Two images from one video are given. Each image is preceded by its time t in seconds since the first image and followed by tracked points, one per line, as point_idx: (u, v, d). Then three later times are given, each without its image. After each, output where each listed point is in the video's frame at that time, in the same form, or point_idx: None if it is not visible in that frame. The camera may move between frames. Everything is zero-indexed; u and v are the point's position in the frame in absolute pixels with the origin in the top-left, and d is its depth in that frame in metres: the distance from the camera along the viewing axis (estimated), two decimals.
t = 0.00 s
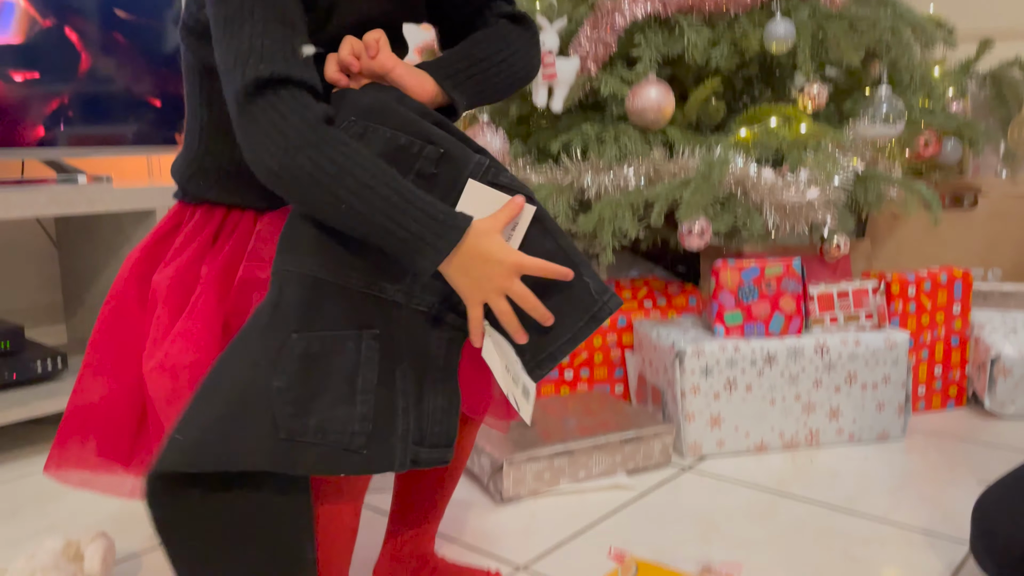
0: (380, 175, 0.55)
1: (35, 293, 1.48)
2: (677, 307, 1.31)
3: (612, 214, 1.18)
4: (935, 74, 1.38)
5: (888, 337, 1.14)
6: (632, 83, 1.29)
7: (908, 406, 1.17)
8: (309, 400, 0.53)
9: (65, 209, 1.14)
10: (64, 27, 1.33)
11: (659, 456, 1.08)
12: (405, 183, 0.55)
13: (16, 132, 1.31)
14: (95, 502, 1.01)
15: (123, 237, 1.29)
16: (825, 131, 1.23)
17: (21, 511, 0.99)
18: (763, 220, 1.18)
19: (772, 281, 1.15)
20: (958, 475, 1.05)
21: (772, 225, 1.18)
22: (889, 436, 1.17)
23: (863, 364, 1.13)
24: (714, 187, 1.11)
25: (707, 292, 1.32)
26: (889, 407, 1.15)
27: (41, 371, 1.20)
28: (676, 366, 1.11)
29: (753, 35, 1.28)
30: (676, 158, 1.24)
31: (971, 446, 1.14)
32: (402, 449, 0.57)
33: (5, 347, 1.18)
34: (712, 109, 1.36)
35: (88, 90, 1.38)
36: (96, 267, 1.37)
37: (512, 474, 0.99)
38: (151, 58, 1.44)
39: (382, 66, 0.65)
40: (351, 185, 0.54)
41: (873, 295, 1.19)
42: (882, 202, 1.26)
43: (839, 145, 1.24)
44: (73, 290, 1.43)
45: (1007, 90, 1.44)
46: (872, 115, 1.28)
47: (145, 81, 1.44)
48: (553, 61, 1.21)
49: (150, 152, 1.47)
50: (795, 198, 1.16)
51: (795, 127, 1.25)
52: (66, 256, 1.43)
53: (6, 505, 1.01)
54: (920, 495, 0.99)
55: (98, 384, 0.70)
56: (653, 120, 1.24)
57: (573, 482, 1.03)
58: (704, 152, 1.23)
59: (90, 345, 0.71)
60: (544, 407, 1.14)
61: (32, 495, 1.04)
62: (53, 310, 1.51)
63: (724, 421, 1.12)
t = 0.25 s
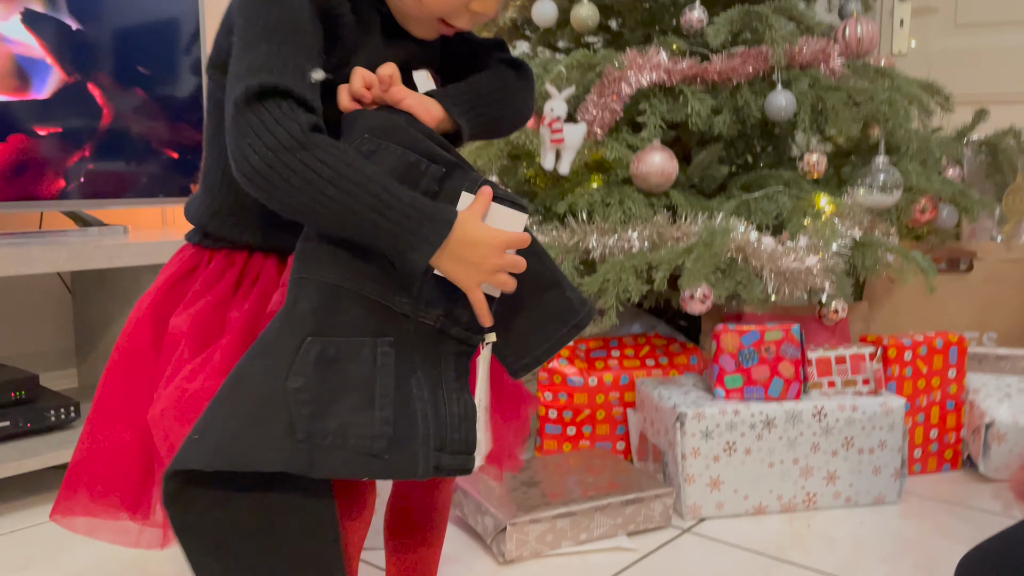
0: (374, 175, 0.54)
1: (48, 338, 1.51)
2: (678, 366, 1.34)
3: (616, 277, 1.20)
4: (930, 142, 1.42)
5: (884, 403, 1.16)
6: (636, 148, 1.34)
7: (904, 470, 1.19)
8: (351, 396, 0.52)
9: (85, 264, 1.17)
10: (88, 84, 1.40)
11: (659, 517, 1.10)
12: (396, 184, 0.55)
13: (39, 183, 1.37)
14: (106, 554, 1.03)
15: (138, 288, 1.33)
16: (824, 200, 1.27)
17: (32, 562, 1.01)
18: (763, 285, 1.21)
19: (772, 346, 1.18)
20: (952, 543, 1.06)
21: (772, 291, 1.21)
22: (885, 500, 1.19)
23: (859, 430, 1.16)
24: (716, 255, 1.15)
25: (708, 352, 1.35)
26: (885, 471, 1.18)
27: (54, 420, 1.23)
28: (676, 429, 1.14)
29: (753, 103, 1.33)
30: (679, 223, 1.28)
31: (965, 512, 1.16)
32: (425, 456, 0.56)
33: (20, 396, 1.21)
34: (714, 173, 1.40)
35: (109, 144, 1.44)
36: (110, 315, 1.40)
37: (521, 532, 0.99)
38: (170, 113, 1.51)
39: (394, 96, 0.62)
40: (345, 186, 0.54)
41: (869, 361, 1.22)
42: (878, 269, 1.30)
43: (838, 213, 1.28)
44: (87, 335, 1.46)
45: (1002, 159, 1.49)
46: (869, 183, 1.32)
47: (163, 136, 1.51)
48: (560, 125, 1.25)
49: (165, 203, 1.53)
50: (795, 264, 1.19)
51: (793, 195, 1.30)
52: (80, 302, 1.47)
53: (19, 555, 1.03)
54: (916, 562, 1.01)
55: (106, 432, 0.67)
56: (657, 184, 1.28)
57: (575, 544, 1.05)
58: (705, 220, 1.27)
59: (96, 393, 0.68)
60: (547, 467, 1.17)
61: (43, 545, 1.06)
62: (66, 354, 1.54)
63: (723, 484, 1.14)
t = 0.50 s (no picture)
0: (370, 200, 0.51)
1: (61, 367, 1.56)
2: (673, 405, 1.38)
3: (615, 319, 1.25)
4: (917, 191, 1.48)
5: (870, 445, 1.21)
6: (636, 194, 1.40)
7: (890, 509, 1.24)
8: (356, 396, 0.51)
9: (105, 299, 1.22)
10: (110, 124, 1.49)
11: (652, 553, 1.14)
12: (396, 201, 0.52)
13: (61, 219, 1.44)
14: None
15: (152, 322, 1.37)
16: (813, 246, 1.34)
17: None
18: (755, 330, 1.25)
19: (762, 389, 1.22)
20: None
21: (764, 335, 1.26)
22: (871, 538, 1.23)
23: (846, 470, 1.20)
24: (710, 300, 1.21)
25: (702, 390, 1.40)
26: (871, 511, 1.22)
27: (70, 449, 1.27)
28: (670, 467, 1.18)
29: (747, 153, 1.39)
30: (675, 268, 1.34)
31: (948, 551, 1.21)
32: (443, 469, 0.56)
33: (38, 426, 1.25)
34: (709, 217, 1.45)
35: (129, 181, 1.52)
36: (125, 346, 1.44)
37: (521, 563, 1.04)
38: (185, 152, 1.59)
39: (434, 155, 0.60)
40: (351, 209, 0.50)
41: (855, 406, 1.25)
42: (867, 314, 1.35)
43: (828, 259, 1.34)
44: (100, 366, 1.51)
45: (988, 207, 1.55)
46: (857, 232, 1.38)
47: (178, 173, 1.59)
48: (563, 173, 1.31)
49: (178, 237, 1.61)
50: (785, 309, 1.24)
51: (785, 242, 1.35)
52: (95, 334, 1.51)
53: None
54: None
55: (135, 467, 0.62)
56: (654, 229, 1.33)
57: None
58: (702, 264, 1.34)
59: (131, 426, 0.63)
60: (545, 502, 1.21)
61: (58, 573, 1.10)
62: (78, 383, 1.58)
63: (715, 521, 1.18)
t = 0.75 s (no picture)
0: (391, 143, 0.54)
1: (66, 385, 1.60)
2: (661, 426, 1.43)
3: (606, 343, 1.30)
4: (898, 221, 1.53)
5: (851, 467, 1.25)
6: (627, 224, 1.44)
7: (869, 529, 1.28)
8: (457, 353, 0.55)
9: (114, 320, 1.27)
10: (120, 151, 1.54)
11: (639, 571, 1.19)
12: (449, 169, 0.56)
13: (68, 242, 1.49)
14: None
15: (158, 342, 1.42)
16: (797, 274, 1.40)
17: None
18: (740, 354, 1.32)
19: (747, 412, 1.27)
20: None
21: (748, 359, 1.32)
22: (852, 557, 1.27)
23: (828, 492, 1.25)
24: (697, 327, 1.26)
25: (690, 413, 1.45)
26: (852, 531, 1.27)
27: (77, 466, 1.31)
28: (658, 487, 1.23)
29: (733, 184, 1.46)
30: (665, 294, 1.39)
31: (925, 570, 1.25)
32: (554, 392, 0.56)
33: (46, 443, 1.29)
34: (698, 245, 1.51)
35: (135, 205, 1.57)
36: (130, 365, 1.49)
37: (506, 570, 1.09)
38: (190, 178, 1.65)
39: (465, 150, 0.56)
40: (390, 177, 0.54)
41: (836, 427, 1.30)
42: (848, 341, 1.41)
43: (812, 288, 1.38)
44: (104, 384, 1.55)
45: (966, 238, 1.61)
46: (840, 261, 1.42)
47: (183, 197, 1.65)
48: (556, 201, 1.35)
49: (181, 260, 1.66)
50: (769, 335, 1.29)
51: (769, 270, 1.40)
52: (100, 353, 1.56)
53: None
54: None
55: (177, 466, 0.68)
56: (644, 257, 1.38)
57: None
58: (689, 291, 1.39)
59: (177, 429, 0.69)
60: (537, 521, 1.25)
61: None
62: (82, 400, 1.62)
63: (701, 540, 1.23)
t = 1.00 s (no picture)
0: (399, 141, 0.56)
1: (65, 402, 1.63)
2: (646, 443, 1.48)
3: (592, 363, 1.35)
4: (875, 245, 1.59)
5: (827, 483, 1.30)
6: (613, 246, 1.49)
7: (845, 544, 1.33)
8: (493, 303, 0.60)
9: (115, 339, 1.31)
10: (119, 174, 1.59)
11: None
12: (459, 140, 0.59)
13: (70, 263, 1.53)
14: None
15: (157, 360, 1.46)
16: (776, 297, 1.45)
17: None
18: (721, 374, 1.36)
19: (727, 430, 1.32)
20: None
21: (729, 379, 1.36)
22: (828, 571, 1.32)
23: (805, 507, 1.30)
24: (679, 348, 1.32)
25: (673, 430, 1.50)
26: (828, 545, 1.31)
27: (77, 481, 1.34)
28: (642, 503, 1.27)
29: (715, 209, 1.51)
30: (649, 316, 1.45)
31: None
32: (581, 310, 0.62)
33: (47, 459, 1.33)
34: (682, 266, 1.56)
35: (135, 226, 1.62)
36: (128, 382, 1.53)
37: None
38: (188, 199, 1.70)
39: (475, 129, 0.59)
40: (401, 178, 0.56)
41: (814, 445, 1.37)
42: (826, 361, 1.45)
43: (788, 308, 1.44)
44: (103, 401, 1.59)
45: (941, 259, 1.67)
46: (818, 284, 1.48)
47: (182, 218, 1.70)
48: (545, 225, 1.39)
49: (179, 279, 1.71)
50: (749, 355, 1.34)
51: (749, 293, 1.46)
52: (99, 371, 1.59)
53: None
54: None
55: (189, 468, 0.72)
56: (629, 278, 1.43)
57: None
58: (672, 312, 1.45)
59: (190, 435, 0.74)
60: (524, 535, 1.29)
61: None
62: (81, 416, 1.65)
63: (683, 553, 1.27)
